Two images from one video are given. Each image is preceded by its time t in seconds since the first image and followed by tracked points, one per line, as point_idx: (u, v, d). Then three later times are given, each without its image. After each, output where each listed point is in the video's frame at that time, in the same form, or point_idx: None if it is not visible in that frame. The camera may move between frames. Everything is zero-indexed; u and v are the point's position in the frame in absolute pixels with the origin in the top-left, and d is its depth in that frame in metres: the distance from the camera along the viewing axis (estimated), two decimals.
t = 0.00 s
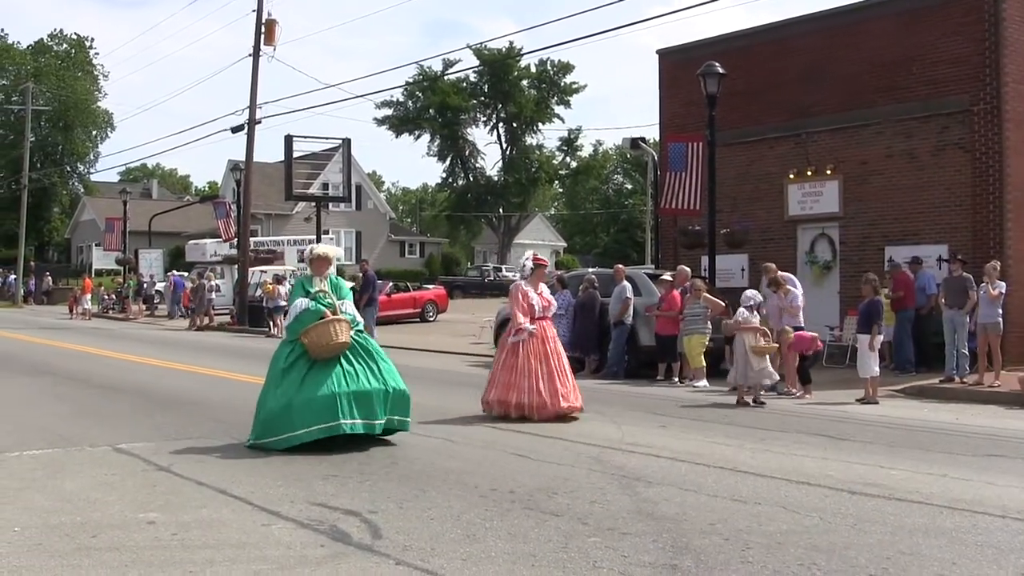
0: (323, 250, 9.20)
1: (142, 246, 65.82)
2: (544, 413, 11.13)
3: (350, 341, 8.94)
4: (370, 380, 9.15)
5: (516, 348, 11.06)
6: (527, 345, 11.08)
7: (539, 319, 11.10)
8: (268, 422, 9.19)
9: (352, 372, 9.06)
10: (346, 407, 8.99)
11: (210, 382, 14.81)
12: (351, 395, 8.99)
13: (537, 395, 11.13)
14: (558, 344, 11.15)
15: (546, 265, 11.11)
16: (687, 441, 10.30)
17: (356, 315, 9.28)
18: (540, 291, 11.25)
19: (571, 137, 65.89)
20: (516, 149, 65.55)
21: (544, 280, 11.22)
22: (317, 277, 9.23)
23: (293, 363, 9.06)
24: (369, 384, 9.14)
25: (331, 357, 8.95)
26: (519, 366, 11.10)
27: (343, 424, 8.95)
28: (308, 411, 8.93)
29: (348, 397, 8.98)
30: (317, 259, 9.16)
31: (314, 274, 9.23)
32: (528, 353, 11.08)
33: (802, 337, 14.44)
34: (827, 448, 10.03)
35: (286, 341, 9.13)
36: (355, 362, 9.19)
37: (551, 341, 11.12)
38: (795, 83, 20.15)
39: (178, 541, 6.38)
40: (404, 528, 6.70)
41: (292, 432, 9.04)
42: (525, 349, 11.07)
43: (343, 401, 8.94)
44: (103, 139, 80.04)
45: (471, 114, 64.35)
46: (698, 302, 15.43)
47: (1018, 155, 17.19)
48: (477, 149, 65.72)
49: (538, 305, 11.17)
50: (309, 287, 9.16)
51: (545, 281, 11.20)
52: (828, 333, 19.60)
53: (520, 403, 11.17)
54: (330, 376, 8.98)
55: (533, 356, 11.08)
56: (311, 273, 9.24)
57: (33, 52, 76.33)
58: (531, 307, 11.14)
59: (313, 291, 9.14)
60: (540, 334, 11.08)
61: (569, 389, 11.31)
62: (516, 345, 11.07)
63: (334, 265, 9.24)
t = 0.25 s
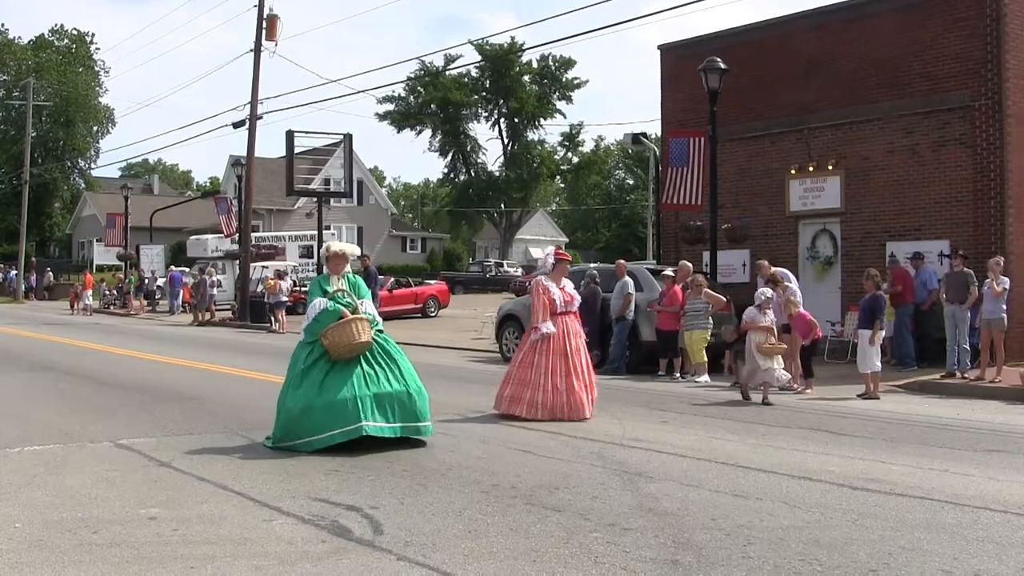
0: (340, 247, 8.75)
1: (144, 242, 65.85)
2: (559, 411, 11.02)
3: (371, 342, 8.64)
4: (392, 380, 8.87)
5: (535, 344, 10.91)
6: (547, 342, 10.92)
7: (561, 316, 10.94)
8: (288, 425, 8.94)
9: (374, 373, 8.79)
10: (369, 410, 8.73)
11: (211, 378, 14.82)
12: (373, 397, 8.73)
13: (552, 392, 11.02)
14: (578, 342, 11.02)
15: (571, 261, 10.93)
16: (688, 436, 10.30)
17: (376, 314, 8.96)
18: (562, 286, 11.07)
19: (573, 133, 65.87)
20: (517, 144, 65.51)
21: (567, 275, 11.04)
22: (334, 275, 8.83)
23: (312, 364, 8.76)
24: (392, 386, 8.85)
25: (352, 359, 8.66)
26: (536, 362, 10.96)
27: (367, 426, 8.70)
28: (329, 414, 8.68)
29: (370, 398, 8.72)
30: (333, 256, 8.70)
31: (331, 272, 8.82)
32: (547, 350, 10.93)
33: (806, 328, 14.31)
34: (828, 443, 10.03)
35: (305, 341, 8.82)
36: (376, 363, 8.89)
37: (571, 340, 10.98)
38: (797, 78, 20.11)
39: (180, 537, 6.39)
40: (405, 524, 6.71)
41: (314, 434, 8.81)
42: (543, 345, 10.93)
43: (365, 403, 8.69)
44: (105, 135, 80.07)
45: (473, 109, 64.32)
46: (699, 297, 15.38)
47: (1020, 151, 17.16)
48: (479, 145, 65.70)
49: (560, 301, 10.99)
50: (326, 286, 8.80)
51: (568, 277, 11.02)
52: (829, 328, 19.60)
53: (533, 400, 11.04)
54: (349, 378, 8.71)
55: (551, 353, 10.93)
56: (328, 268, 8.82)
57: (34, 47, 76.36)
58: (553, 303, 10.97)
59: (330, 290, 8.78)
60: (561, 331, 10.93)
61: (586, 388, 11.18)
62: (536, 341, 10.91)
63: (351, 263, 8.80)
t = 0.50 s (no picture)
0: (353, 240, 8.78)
1: (141, 237, 65.77)
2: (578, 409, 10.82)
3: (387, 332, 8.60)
4: (410, 372, 8.80)
5: (550, 340, 10.77)
6: (561, 338, 10.77)
7: (574, 311, 10.80)
8: (303, 420, 8.83)
9: (392, 365, 8.73)
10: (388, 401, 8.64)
11: (209, 374, 14.81)
12: (393, 388, 8.64)
13: (570, 389, 10.83)
14: (593, 337, 10.85)
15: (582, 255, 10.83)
16: (685, 432, 10.31)
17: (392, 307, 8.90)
18: (576, 281, 10.96)
19: (571, 128, 65.86)
20: (515, 139, 65.47)
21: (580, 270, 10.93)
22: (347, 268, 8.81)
23: (328, 357, 8.70)
24: (410, 377, 8.78)
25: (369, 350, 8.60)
26: (552, 359, 10.80)
27: (385, 419, 8.63)
28: (348, 407, 8.58)
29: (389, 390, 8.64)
30: (347, 248, 8.75)
31: (345, 266, 8.83)
32: (562, 346, 10.76)
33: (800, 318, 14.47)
34: (825, 438, 10.04)
35: (319, 335, 8.76)
36: (393, 355, 8.84)
37: (586, 335, 10.81)
38: (794, 73, 20.09)
39: (177, 533, 6.40)
40: (403, 519, 6.72)
41: (333, 429, 8.68)
42: (558, 341, 10.77)
43: (385, 394, 8.60)
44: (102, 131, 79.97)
45: (471, 104, 64.27)
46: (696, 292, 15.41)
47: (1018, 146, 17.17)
48: (476, 140, 65.66)
49: (574, 296, 10.87)
50: (342, 278, 8.77)
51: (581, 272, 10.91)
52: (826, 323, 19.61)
53: (551, 398, 10.87)
54: (368, 369, 8.63)
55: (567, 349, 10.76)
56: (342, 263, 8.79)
57: (30, 44, 76.25)
58: (566, 298, 10.85)
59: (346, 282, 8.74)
60: (575, 327, 10.79)
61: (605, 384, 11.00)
62: (550, 337, 10.77)
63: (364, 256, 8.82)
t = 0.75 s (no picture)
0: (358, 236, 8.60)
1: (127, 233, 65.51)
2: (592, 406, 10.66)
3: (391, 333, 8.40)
4: (414, 376, 8.65)
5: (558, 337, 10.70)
6: (570, 333, 10.72)
7: (580, 306, 10.78)
8: (303, 420, 8.65)
9: (397, 369, 8.59)
10: (391, 407, 8.53)
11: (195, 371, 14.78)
12: (396, 394, 8.51)
13: (581, 386, 10.70)
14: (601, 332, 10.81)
15: (586, 249, 10.85)
16: (672, 426, 10.35)
17: (399, 304, 8.74)
18: (580, 277, 10.95)
19: (557, 123, 65.84)
20: (502, 134, 65.39)
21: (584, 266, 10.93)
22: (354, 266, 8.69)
23: (332, 358, 8.51)
24: (415, 382, 8.64)
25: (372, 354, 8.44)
26: (562, 356, 10.70)
27: (386, 425, 8.52)
28: (349, 412, 8.45)
29: (392, 395, 8.51)
30: (352, 246, 8.56)
31: (351, 263, 8.68)
32: (571, 342, 10.69)
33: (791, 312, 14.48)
34: (811, 432, 10.10)
35: (324, 334, 8.54)
36: (397, 359, 8.69)
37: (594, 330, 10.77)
38: (781, 67, 20.15)
39: (164, 530, 6.40)
40: (390, 515, 6.73)
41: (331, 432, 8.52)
42: (568, 337, 10.70)
43: (387, 401, 8.48)
44: (87, 126, 79.58)
45: (457, 99, 64.18)
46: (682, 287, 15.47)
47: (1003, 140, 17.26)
48: (463, 134, 65.59)
49: (580, 292, 10.85)
50: (347, 277, 8.67)
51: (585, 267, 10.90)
52: (813, 317, 19.69)
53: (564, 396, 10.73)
54: (370, 374, 8.49)
55: (576, 345, 10.70)
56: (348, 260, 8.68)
57: (14, 39, 75.77)
58: (572, 294, 10.82)
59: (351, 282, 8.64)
60: (583, 322, 10.75)
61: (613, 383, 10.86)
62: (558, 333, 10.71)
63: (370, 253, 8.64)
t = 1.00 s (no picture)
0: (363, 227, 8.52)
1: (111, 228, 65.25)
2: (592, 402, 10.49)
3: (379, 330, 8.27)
4: (414, 371, 8.53)
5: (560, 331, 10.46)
6: (571, 328, 10.47)
7: (583, 299, 10.51)
8: (302, 417, 8.57)
9: (395, 363, 8.47)
10: (389, 401, 8.40)
11: (181, 366, 14.77)
12: (394, 387, 8.39)
13: (582, 381, 10.50)
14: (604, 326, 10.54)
15: (590, 241, 10.54)
16: (657, 419, 10.40)
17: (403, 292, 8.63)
18: (584, 269, 10.65)
19: (542, 117, 65.84)
20: (486, 128, 65.35)
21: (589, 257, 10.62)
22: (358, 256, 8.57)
23: (330, 354, 8.44)
24: (415, 376, 8.52)
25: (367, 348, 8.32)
26: (563, 350, 10.49)
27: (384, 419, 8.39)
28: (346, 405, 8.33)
29: (390, 389, 8.38)
30: (357, 236, 8.49)
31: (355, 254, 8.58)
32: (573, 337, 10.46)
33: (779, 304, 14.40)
34: (795, 425, 10.16)
35: (323, 331, 8.51)
36: (397, 353, 8.58)
37: (596, 324, 10.51)
38: (766, 61, 20.20)
39: (149, 525, 6.40)
40: (375, 510, 6.75)
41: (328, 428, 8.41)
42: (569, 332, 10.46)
43: (385, 393, 8.36)
44: (71, 122, 79.17)
45: (442, 93, 64.11)
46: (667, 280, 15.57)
47: (986, 133, 17.37)
48: (448, 129, 65.53)
49: (583, 285, 10.57)
50: (349, 267, 8.55)
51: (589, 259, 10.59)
52: (798, 310, 19.76)
53: (564, 391, 10.55)
54: (368, 367, 8.37)
55: (577, 340, 10.46)
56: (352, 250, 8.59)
57: None
58: (575, 286, 10.54)
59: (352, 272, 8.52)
60: (585, 316, 10.48)
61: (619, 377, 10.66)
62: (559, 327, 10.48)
63: (375, 244, 8.54)
